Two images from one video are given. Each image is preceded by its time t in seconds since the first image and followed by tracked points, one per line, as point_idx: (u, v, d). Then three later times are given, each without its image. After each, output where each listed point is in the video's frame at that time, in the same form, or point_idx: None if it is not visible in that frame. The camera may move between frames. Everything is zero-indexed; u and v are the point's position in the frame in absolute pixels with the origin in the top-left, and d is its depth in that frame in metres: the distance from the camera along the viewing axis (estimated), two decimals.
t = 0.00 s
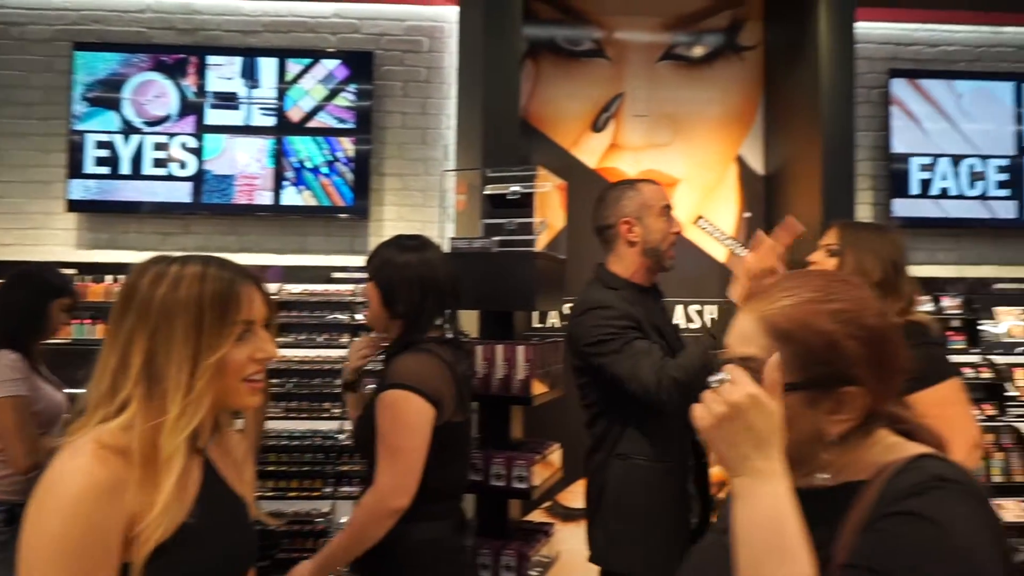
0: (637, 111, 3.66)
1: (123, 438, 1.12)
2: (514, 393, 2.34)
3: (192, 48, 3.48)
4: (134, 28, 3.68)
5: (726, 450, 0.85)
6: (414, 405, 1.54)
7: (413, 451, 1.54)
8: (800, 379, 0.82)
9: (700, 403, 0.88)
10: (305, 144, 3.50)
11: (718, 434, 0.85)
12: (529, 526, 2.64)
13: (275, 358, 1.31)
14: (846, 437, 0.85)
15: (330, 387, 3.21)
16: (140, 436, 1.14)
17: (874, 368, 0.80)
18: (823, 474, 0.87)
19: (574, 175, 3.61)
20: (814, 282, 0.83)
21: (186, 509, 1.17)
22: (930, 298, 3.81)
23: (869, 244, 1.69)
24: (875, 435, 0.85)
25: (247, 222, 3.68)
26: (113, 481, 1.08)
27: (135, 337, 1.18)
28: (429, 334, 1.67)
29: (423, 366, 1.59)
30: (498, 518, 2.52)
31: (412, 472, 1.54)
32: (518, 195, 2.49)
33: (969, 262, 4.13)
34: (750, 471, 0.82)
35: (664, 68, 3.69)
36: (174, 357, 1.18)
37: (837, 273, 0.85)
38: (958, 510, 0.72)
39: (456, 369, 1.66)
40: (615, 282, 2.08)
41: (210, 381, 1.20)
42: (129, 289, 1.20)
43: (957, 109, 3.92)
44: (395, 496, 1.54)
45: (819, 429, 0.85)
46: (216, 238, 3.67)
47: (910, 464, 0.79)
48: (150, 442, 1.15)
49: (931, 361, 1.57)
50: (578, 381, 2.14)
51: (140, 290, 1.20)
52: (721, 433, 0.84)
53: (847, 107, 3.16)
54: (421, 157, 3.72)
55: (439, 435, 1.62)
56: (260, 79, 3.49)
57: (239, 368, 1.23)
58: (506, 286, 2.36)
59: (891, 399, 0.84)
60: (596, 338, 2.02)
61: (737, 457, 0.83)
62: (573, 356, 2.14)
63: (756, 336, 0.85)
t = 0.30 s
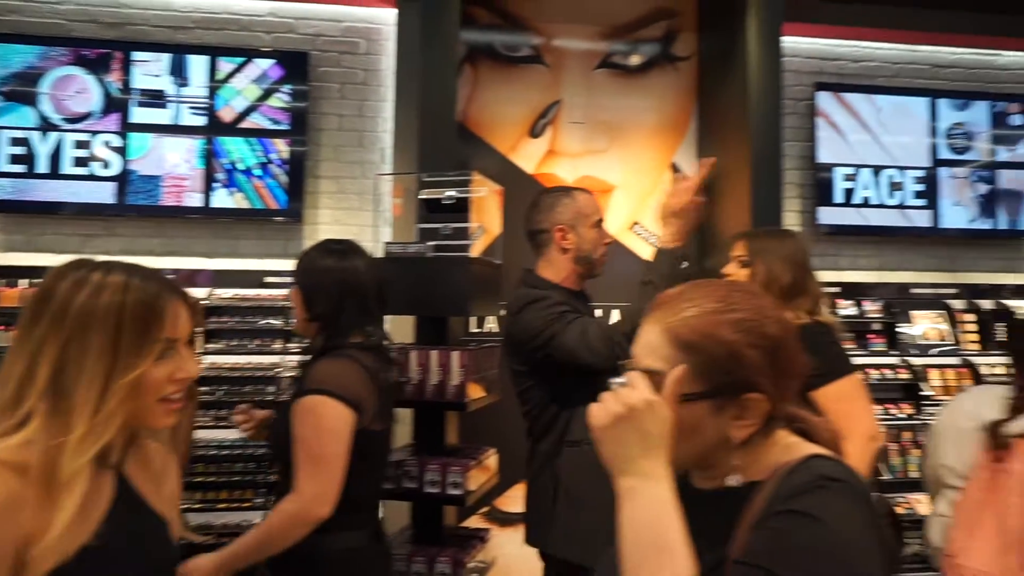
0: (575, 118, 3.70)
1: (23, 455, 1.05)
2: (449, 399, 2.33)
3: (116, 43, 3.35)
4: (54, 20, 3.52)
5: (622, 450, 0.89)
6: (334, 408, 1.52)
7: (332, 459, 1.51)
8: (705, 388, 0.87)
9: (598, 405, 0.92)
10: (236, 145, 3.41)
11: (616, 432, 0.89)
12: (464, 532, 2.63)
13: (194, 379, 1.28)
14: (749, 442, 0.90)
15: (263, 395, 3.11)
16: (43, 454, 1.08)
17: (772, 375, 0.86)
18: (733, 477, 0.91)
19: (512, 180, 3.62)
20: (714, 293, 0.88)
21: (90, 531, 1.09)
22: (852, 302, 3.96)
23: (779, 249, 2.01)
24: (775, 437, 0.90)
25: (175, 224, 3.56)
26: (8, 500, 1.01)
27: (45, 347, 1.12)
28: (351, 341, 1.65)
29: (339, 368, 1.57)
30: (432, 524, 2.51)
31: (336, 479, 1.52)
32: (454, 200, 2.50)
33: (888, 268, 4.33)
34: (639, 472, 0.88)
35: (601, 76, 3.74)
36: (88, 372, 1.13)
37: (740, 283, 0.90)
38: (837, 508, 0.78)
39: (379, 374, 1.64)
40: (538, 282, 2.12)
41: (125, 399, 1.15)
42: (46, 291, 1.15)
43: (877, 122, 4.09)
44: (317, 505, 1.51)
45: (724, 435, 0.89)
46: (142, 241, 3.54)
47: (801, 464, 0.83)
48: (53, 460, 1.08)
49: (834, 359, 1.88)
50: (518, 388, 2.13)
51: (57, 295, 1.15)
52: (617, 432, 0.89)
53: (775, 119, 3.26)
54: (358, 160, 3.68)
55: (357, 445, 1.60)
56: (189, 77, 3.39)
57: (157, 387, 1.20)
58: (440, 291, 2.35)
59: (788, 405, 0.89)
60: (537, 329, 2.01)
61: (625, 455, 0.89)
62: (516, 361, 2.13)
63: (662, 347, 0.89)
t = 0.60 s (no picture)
0: (518, 123, 3.72)
1: None
2: (389, 405, 2.31)
3: (40, 37, 3.21)
4: None
5: (541, 480, 0.93)
6: (238, 419, 1.52)
7: (236, 470, 1.51)
8: (612, 391, 0.92)
9: (520, 430, 0.95)
10: (170, 145, 3.31)
11: (534, 462, 0.92)
12: (406, 539, 2.59)
13: (119, 368, 1.22)
14: (656, 443, 0.96)
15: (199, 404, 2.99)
16: None
17: (675, 379, 0.91)
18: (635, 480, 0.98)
19: (456, 184, 3.61)
20: (628, 298, 0.93)
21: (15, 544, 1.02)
22: (788, 306, 4.07)
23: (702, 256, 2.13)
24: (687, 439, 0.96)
25: (103, 227, 3.41)
26: None
27: None
28: (266, 347, 1.64)
29: (249, 378, 1.57)
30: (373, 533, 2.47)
31: (235, 491, 1.52)
32: (394, 205, 2.49)
33: (822, 273, 4.47)
34: (553, 506, 0.92)
35: (544, 82, 3.77)
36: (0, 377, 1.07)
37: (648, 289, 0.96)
38: (740, 514, 0.84)
39: (291, 384, 1.63)
40: (489, 291, 2.10)
41: (44, 399, 1.10)
42: None
43: (810, 132, 4.24)
44: (220, 520, 1.51)
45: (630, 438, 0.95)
46: (67, 245, 3.37)
47: (709, 470, 0.90)
48: None
49: (750, 359, 2.05)
50: (461, 398, 2.12)
51: None
52: (538, 461, 0.92)
53: (713, 129, 3.36)
54: (298, 162, 3.61)
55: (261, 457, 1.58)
56: (120, 75, 3.28)
57: (80, 384, 1.14)
58: (381, 296, 2.33)
59: (699, 407, 0.95)
60: (489, 342, 2.01)
61: (545, 483, 0.92)
62: (461, 370, 2.11)
63: (572, 350, 0.94)
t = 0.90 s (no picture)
0: (476, 120, 3.70)
1: None
2: (343, 405, 2.27)
3: None
4: None
5: (488, 498, 1.00)
6: (165, 422, 1.51)
7: (166, 477, 1.51)
8: (540, 397, 1.02)
9: (482, 447, 1.05)
10: (117, 137, 3.21)
11: (483, 480, 1.01)
12: (360, 539, 2.56)
13: (39, 389, 1.20)
14: (586, 447, 1.05)
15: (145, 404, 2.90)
16: None
17: (599, 384, 1.00)
18: (566, 487, 1.07)
19: (413, 182, 3.57)
20: (561, 303, 1.02)
21: None
22: (742, 305, 4.14)
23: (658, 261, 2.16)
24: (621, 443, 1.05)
25: (44, 221, 3.26)
26: None
27: None
28: (204, 347, 1.63)
29: (181, 378, 1.55)
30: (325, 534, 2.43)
31: (164, 499, 1.51)
32: (348, 201, 2.46)
33: (775, 272, 4.55)
34: (500, 525, 0.99)
35: (503, 80, 3.76)
36: None
37: (579, 295, 1.05)
38: (670, 516, 0.92)
39: (228, 387, 1.62)
40: (446, 289, 2.08)
41: None
42: None
43: (765, 134, 4.31)
44: (147, 528, 1.51)
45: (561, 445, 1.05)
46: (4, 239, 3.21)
47: (641, 472, 0.98)
48: None
49: (698, 355, 2.07)
50: (416, 397, 2.10)
51: None
52: (489, 479, 1.00)
53: (670, 133, 3.42)
54: (252, 157, 3.54)
55: (192, 461, 1.57)
56: (64, 63, 3.16)
57: None
58: (335, 295, 2.30)
59: (631, 416, 1.04)
60: (441, 342, 1.98)
61: (490, 502, 1.00)
62: (416, 369, 2.08)
63: (503, 356, 1.04)
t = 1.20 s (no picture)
0: (430, 116, 3.67)
1: None
2: (293, 405, 2.23)
3: None
4: None
5: (421, 502, 1.00)
6: (100, 425, 1.46)
7: (104, 482, 1.45)
8: (483, 395, 1.02)
9: (415, 451, 1.04)
10: (55, 129, 3.09)
11: (416, 484, 1.00)
12: (312, 542, 2.52)
13: None
14: (530, 444, 1.05)
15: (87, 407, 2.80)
16: None
17: (543, 381, 1.00)
18: (512, 484, 1.06)
19: (368, 178, 3.53)
20: (505, 300, 1.02)
21: None
22: (697, 301, 4.19)
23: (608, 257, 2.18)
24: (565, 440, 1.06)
25: None
26: None
27: None
28: (136, 343, 1.59)
29: (117, 380, 1.50)
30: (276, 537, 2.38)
31: (104, 504, 1.46)
32: (299, 197, 2.42)
33: (729, 269, 4.62)
34: (435, 528, 0.99)
35: (458, 76, 3.74)
36: None
37: (523, 291, 1.05)
38: (610, 515, 0.95)
39: (168, 387, 1.57)
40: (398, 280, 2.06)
41: None
42: None
43: (719, 132, 4.37)
44: (86, 534, 1.45)
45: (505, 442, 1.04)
46: None
47: (583, 471, 1.00)
48: None
49: (657, 347, 2.08)
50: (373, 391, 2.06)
51: None
52: (422, 483, 0.99)
53: (625, 132, 3.43)
54: (200, 151, 3.45)
55: (133, 464, 1.52)
56: None
57: None
58: (284, 292, 2.26)
59: (575, 413, 1.04)
60: (400, 325, 1.96)
61: (424, 506, 1.00)
62: (372, 360, 2.04)
63: (446, 353, 1.04)
